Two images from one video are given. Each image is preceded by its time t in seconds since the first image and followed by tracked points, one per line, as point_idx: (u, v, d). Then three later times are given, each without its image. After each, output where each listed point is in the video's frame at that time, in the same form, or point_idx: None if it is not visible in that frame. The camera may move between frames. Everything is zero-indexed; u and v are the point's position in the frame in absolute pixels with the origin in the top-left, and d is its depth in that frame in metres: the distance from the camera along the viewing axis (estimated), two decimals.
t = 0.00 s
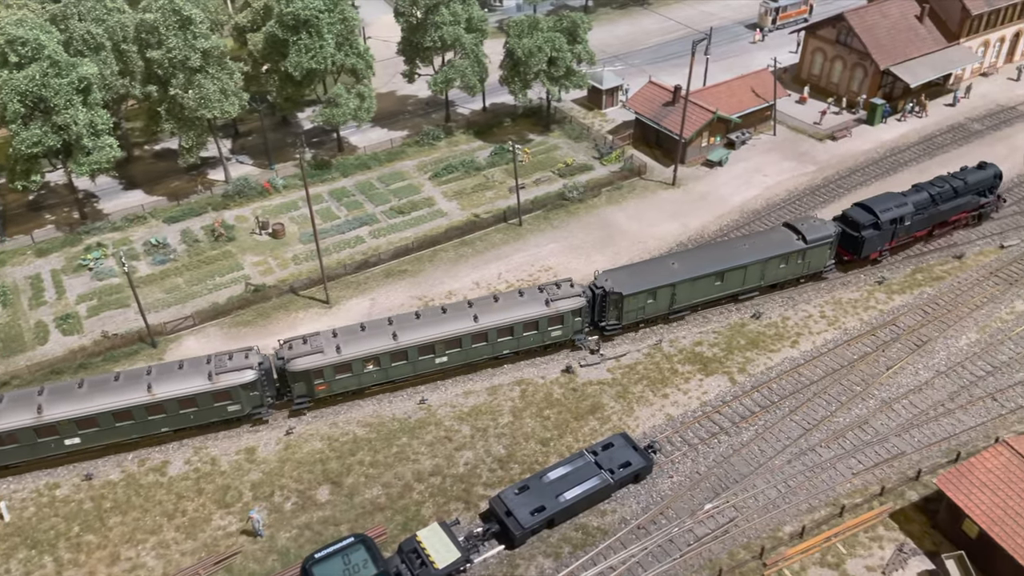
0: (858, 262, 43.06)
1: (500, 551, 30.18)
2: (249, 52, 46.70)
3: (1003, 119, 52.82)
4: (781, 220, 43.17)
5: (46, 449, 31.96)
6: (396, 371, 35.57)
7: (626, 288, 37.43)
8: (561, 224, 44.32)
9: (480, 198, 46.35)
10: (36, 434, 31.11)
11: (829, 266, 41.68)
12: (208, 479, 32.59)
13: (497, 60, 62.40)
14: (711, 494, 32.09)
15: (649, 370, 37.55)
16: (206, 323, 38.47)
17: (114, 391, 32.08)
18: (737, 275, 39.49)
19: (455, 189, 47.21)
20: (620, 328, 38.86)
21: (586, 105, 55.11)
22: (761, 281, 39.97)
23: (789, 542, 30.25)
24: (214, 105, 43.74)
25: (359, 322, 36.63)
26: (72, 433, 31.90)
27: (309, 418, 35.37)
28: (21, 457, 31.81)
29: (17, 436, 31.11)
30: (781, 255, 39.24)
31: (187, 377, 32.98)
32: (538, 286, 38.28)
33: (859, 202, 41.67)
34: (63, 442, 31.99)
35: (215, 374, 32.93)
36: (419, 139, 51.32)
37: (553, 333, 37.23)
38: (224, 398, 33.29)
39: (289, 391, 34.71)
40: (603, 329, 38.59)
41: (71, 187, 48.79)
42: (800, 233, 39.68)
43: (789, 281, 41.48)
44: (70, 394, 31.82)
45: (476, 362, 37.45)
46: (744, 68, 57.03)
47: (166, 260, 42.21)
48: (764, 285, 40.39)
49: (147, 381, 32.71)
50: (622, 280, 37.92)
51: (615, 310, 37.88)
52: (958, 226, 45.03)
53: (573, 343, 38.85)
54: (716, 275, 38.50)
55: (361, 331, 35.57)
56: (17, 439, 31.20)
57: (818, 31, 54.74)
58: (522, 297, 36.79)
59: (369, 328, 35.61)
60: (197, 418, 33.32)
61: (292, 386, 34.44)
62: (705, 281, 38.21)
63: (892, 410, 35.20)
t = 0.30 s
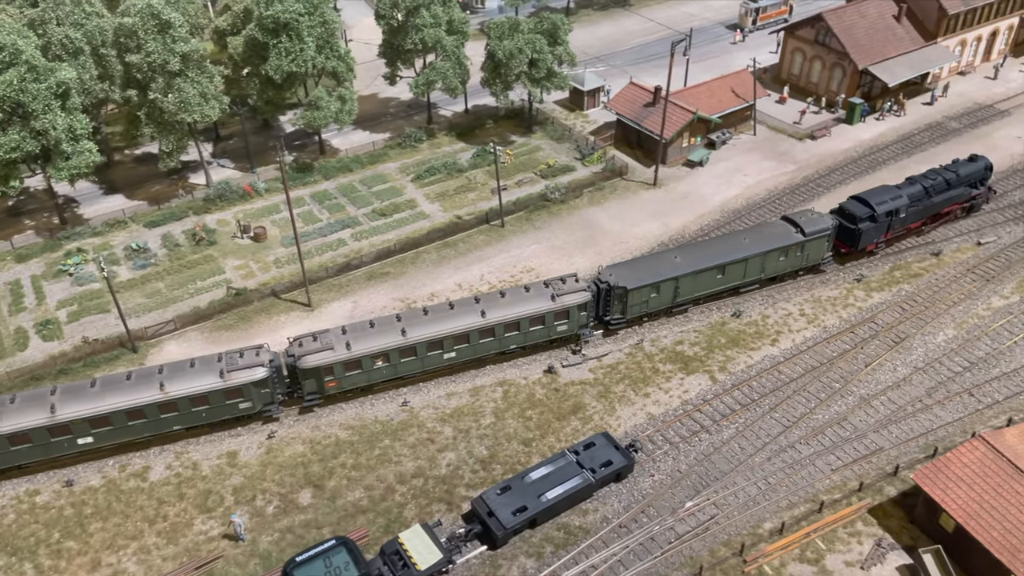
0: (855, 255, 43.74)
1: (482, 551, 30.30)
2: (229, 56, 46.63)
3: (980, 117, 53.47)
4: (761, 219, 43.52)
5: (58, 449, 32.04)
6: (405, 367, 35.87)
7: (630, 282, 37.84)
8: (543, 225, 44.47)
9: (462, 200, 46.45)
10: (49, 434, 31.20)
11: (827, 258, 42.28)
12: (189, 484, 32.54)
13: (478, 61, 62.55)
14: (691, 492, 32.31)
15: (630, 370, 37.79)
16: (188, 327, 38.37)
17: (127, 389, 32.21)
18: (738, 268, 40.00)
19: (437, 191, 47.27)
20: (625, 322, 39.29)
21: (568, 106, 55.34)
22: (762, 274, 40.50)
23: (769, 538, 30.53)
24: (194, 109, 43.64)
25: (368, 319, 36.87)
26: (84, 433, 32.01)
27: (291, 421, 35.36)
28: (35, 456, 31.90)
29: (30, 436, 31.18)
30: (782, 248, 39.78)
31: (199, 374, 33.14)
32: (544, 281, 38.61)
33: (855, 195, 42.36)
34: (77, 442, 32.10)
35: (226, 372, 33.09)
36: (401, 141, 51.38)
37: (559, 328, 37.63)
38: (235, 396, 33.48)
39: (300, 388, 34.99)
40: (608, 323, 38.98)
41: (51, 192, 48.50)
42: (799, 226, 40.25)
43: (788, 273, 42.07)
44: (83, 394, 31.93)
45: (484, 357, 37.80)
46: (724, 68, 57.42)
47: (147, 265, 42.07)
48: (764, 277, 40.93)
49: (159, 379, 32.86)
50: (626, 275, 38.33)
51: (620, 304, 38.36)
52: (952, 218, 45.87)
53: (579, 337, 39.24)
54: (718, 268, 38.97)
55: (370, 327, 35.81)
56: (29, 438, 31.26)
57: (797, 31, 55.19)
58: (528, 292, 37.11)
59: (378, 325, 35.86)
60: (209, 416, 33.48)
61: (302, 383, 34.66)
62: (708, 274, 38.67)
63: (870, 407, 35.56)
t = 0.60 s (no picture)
0: (857, 245, 44.41)
1: (472, 550, 30.33)
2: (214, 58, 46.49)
3: (961, 115, 54.05)
4: (747, 217, 43.82)
5: (77, 446, 32.06)
6: (419, 361, 36.10)
7: (640, 275, 38.23)
8: (530, 224, 44.57)
9: (449, 200, 46.48)
10: (68, 430, 31.21)
11: (830, 249, 42.88)
12: (178, 486, 32.38)
13: (464, 63, 62.70)
14: (680, 488, 32.46)
15: (619, 367, 37.94)
16: (175, 330, 38.19)
17: (145, 385, 32.28)
18: (745, 259, 40.52)
19: (424, 192, 47.27)
20: (634, 314, 39.43)
21: (554, 107, 55.54)
22: (768, 265, 41.02)
23: (758, 533, 30.72)
24: (179, 111, 43.47)
25: (382, 313, 37.10)
26: (103, 429, 32.05)
27: (279, 423, 35.25)
28: (54, 454, 31.90)
29: (49, 433, 31.19)
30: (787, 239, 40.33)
31: (216, 370, 33.25)
32: (555, 275, 38.97)
33: (856, 186, 43.06)
34: (96, 438, 32.13)
35: (243, 367, 33.22)
36: (387, 143, 51.37)
37: (570, 320, 38.00)
38: (252, 391, 33.61)
39: (316, 383, 35.08)
40: (618, 315, 39.19)
41: (35, 196, 48.16)
42: (803, 217, 40.86)
43: (792, 264, 42.65)
44: (101, 390, 31.96)
45: (497, 350, 38.11)
46: (709, 67, 57.77)
47: (133, 268, 41.84)
48: (770, 268, 41.44)
49: (177, 375, 32.94)
50: (635, 267, 38.71)
51: (630, 296, 38.59)
52: (951, 209, 46.70)
53: (589, 330, 39.63)
54: (725, 259, 39.45)
55: (385, 321, 36.04)
56: (49, 435, 31.26)
57: (780, 30, 55.64)
58: (540, 285, 37.47)
59: (392, 319, 36.08)
60: (226, 411, 33.57)
61: (318, 377, 34.82)
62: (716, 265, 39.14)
63: (856, 401, 35.85)
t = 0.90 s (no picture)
0: (856, 240, 45.55)
1: (464, 552, 30.63)
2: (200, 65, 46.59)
3: (941, 116, 54.90)
4: (732, 219, 44.47)
5: (103, 446, 32.62)
6: (435, 358, 36.83)
7: (649, 271, 39.15)
8: (517, 228, 44.95)
9: (437, 205, 46.78)
10: (94, 430, 31.77)
11: (830, 243, 44.02)
12: (170, 493, 32.48)
13: (450, 68, 63.08)
14: (669, 487, 32.91)
15: (607, 369, 38.38)
16: (164, 337, 38.28)
17: (169, 385, 32.88)
18: (749, 255, 41.50)
19: (412, 197, 47.53)
20: (644, 310, 40.39)
21: (540, 111, 56.02)
22: (771, 260, 42.03)
23: (745, 530, 31.20)
24: (166, 119, 43.54)
25: (398, 312, 37.82)
26: (128, 429, 32.65)
27: (270, 428, 35.44)
28: (79, 454, 32.46)
29: (75, 433, 31.74)
30: (789, 234, 41.39)
31: (239, 369, 33.89)
32: (566, 273, 39.83)
33: (854, 182, 44.14)
34: (121, 438, 32.69)
35: (265, 366, 33.87)
36: (375, 148, 51.62)
37: (582, 317, 38.84)
38: (274, 390, 34.24)
39: (335, 381, 35.72)
40: (628, 311, 40.06)
41: (22, 204, 48.05)
42: (804, 213, 41.93)
43: (794, 259, 43.72)
44: (125, 391, 32.54)
45: (510, 347, 38.88)
46: (693, 71, 58.45)
47: (121, 276, 41.86)
48: (773, 263, 42.44)
49: (200, 375, 33.57)
50: (644, 264, 39.63)
51: (640, 292, 39.57)
52: (945, 203, 48.07)
53: (600, 326, 40.53)
54: (731, 255, 40.42)
55: (402, 320, 36.75)
56: (75, 435, 31.81)
57: (763, 34, 56.42)
58: (551, 283, 38.30)
59: (409, 317, 36.82)
60: (248, 410, 34.21)
61: (337, 376, 35.47)
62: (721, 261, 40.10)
63: (841, 400, 36.44)
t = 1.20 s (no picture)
0: (854, 236, 46.62)
1: (455, 556, 30.83)
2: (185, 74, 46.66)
3: (921, 119, 55.69)
4: (716, 223, 45.01)
5: (123, 447, 32.96)
6: (448, 357, 37.41)
7: (655, 269, 39.92)
8: (504, 234, 45.26)
9: (424, 211, 47.02)
10: (114, 432, 32.11)
11: (829, 240, 45.04)
12: (160, 502, 32.50)
13: (435, 75, 63.41)
14: (657, 489, 33.27)
15: (594, 373, 38.74)
16: (153, 346, 38.28)
17: (188, 387, 33.29)
18: (751, 252, 42.40)
19: (399, 204, 47.74)
20: (650, 307, 41.15)
21: (526, 117, 56.47)
22: (773, 256, 42.97)
23: (732, 530, 31.60)
24: (152, 128, 43.56)
25: (410, 312, 38.39)
26: (147, 431, 33.00)
27: (260, 436, 35.53)
28: (99, 456, 32.78)
29: (95, 436, 32.09)
30: (790, 231, 42.37)
31: (256, 371, 34.35)
32: (573, 272, 40.57)
33: (850, 180, 45.21)
34: (140, 440, 33.04)
35: (282, 367, 34.34)
36: (361, 155, 51.81)
37: (590, 315, 39.59)
38: (290, 390, 34.71)
39: (350, 381, 36.22)
40: (635, 309, 40.78)
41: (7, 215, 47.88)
42: (804, 210, 42.92)
43: (794, 256, 44.69)
44: (144, 393, 32.93)
45: (520, 345, 39.52)
46: (676, 76, 59.08)
47: (108, 285, 41.82)
48: (775, 260, 43.39)
49: (217, 376, 34.01)
50: (650, 262, 40.41)
51: (646, 290, 40.32)
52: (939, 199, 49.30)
53: (608, 323, 41.30)
54: (734, 252, 41.31)
55: (415, 320, 37.31)
56: (96, 438, 32.16)
57: (745, 39, 57.11)
58: (560, 282, 39.02)
59: (422, 317, 37.38)
60: (265, 410, 34.65)
61: (352, 375, 35.97)
62: (725, 258, 40.96)
63: (825, 400, 36.96)
